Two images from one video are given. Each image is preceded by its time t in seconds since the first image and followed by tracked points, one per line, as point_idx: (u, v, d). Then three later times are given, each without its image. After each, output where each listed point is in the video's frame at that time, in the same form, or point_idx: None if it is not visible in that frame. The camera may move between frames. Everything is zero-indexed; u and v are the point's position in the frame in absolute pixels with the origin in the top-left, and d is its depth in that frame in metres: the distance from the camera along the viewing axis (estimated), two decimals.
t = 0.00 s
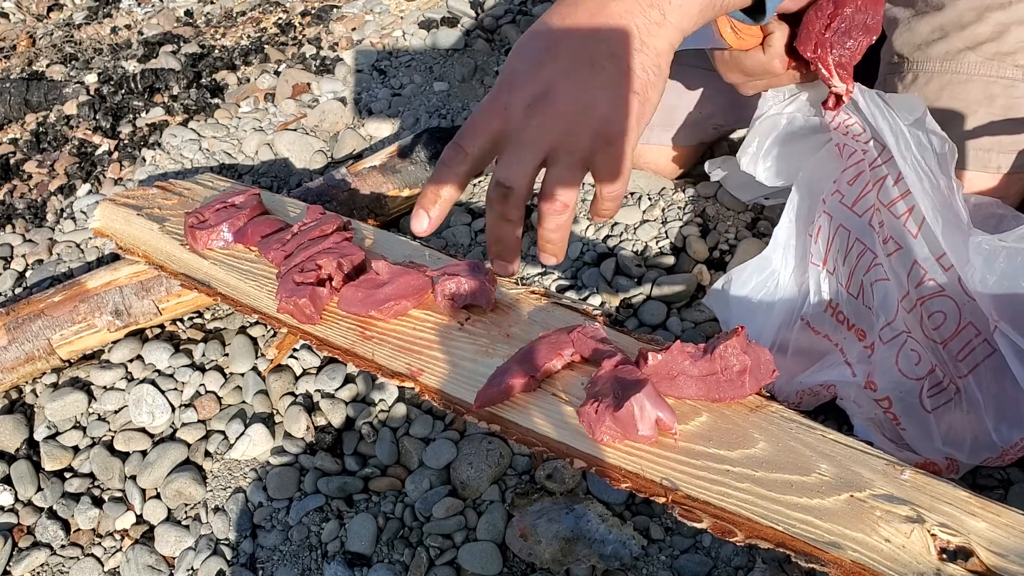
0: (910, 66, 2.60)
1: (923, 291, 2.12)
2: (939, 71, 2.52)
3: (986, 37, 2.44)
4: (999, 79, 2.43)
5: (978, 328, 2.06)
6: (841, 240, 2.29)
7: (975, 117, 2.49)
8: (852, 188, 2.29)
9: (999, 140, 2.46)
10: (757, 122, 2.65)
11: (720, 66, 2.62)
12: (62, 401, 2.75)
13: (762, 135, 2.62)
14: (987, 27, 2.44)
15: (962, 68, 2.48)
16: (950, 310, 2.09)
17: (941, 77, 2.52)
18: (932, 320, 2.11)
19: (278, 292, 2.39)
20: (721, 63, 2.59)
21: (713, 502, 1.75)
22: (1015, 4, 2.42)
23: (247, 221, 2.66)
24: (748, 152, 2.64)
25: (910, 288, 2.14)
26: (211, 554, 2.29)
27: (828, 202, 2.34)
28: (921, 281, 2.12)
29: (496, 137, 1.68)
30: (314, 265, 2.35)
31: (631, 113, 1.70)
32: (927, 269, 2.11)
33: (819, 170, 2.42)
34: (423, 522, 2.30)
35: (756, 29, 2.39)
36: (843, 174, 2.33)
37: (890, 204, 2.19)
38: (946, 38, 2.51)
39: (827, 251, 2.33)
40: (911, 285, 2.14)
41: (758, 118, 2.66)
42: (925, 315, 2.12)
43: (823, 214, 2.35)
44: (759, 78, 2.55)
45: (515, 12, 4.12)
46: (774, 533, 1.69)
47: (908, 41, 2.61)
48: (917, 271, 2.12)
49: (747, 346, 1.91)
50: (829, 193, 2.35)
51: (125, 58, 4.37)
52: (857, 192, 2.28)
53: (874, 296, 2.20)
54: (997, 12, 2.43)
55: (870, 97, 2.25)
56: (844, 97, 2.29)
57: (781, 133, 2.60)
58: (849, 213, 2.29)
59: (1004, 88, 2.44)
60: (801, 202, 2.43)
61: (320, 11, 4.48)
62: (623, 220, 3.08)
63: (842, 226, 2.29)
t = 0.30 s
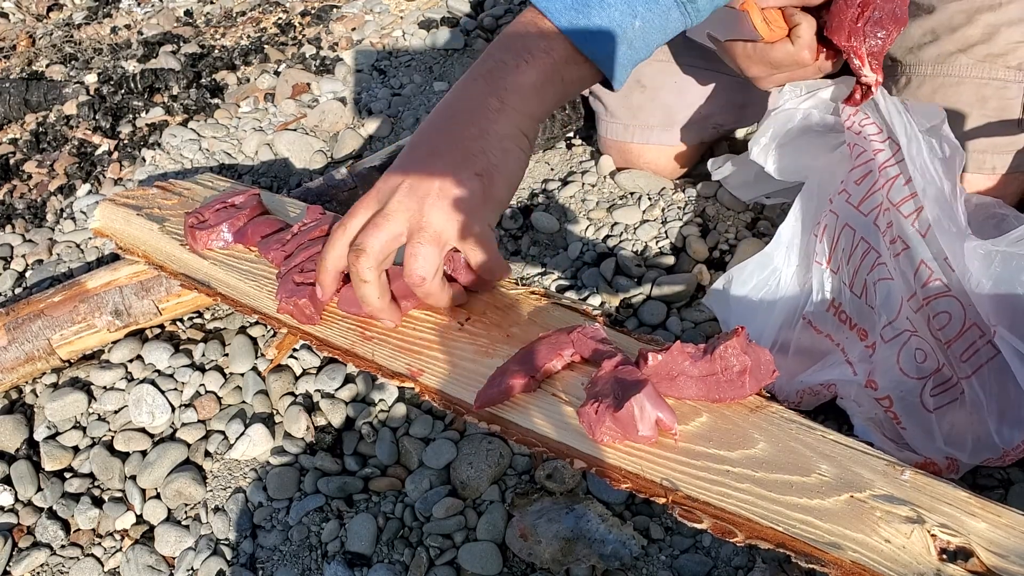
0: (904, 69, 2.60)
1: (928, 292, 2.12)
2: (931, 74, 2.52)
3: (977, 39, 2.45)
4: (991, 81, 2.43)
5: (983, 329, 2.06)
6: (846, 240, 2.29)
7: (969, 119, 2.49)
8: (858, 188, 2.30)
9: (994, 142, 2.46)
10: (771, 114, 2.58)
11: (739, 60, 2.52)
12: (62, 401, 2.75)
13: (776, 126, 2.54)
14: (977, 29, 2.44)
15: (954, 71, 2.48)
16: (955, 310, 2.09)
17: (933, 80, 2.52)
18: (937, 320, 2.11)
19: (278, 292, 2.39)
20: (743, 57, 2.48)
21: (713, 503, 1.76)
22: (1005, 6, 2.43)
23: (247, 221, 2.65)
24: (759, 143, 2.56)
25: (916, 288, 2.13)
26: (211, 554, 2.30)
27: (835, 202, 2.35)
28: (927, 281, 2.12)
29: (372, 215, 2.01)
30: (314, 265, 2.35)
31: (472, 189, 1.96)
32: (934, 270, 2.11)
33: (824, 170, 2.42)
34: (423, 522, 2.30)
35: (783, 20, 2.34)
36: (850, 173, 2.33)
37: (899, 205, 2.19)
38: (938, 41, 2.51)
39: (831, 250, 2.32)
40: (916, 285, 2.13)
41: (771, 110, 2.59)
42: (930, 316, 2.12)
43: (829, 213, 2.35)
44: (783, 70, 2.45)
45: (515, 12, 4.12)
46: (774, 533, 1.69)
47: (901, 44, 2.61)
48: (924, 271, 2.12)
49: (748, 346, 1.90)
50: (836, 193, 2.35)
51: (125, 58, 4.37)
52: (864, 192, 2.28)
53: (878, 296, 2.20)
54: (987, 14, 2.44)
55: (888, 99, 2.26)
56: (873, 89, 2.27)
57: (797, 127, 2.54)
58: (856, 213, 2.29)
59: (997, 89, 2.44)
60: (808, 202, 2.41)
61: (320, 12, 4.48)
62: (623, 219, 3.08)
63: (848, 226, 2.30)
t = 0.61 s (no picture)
0: (901, 70, 2.59)
1: (927, 291, 2.12)
2: (927, 75, 2.52)
3: (972, 40, 2.44)
4: (987, 80, 2.43)
5: (981, 329, 2.07)
6: (845, 240, 2.29)
7: (967, 119, 2.49)
8: (856, 188, 2.29)
9: (992, 141, 2.46)
10: (766, 112, 2.57)
11: (733, 52, 2.52)
12: (62, 401, 2.75)
13: (770, 126, 2.54)
14: (972, 29, 2.44)
15: (949, 71, 2.48)
16: (954, 310, 2.09)
17: (930, 81, 2.51)
18: (935, 320, 2.11)
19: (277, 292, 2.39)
20: (738, 48, 2.48)
21: (713, 502, 1.76)
22: (1000, 6, 2.43)
23: (247, 221, 2.66)
24: (755, 143, 2.56)
25: (914, 288, 2.14)
26: (211, 554, 2.30)
27: (832, 201, 2.34)
28: (926, 280, 2.12)
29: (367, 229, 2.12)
30: (313, 264, 2.34)
31: (467, 208, 2.10)
32: (932, 269, 2.11)
33: (822, 169, 2.41)
34: (423, 521, 2.30)
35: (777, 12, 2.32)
36: (848, 173, 2.33)
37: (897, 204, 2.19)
38: (934, 41, 2.50)
39: (829, 249, 2.32)
40: (915, 284, 2.13)
41: (766, 107, 2.58)
42: (929, 316, 2.12)
43: (826, 212, 2.35)
44: (778, 62, 2.46)
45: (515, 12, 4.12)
46: (774, 532, 1.69)
47: (897, 45, 2.61)
48: (922, 270, 2.12)
49: (748, 346, 1.90)
50: (832, 192, 2.35)
51: (124, 58, 4.37)
52: (862, 192, 2.28)
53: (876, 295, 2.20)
54: (981, 15, 2.43)
55: (884, 96, 2.23)
56: (867, 83, 2.26)
57: (792, 123, 2.53)
58: (854, 212, 2.29)
59: (993, 89, 2.43)
60: (806, 201, 2.41)
61: (320, 11, 4.48)
62: (622, 219, 3.08)
63: (846, 225, 2.29)
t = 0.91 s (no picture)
0: (900, 71, 2.60)
1: (926, 291, 2.12)
2: (927, 76, 2.52)
3: (972, 40, 2.45)
4: (986, 81, 2.44)
5: (981, 329, 2.07)
6: (844, 240, 2.29)
7: (967, 119, 2.49)
8: (855, 188, 2.29)
9: (992, 142, 2.46)
10: (763, 115, 2.58)
11: (727, 50, 2.30)
12: (62, 401, 2.75)
13: (767, 128, 2.55)
14: (971, 30, 2.45)
15: (949, 72, 2.48)
16: (953, 310, 2.09)
17: (929, 82, 2.52)
18: (935, 320, 2.11)
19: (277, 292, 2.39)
20: (732, 48, 2.26)
21: (713, 501, 1.76)
22: (999, 6, 2.43)
23: (247, 221, 2.66)
24: (753, 145, 2.57)
25: (914, 288, 2.14)
26: (211, 554, 2.30)
27: (832, 201, 2.34)
28: (924, 281, 2.12)
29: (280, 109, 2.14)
30: (313, 265, 2.35)
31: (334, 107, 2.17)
32: (932, 269, 2.11)
33: (821, 169, 2.41)
34: (423, 521, 2.30)
35: (772, 12, 2.09)
36: (847, 173, 2.32)
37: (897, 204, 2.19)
38: (933, 42, 2.51)
39: (829, 249, 2.32)
40: (914, 284, 2.14)
41: (762, 111, 2.59)
42: (928, 316, 2.12)
43: (825, 213, 2.34)
44: (773, 63, 2.24)
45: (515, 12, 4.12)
46: (774, 532, 1.69)
47: (896, 46, 2.61)
48: (921, 271, 2.13)
49: (747, 345, 1.90)
50: (832, 192, 2.34)
51: (124, 58, 4.37)
52: (861, 192, 2.28)
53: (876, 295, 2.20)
54: (981, 15, 2.44)
55: (881, 98, 2.19)
56: (861, 87, 2.16)
57: (786, 126, 2.54)
58: (854, 212, 2.28)
59: (992, 90, 2.44)
60: (805, 201, 2.41)
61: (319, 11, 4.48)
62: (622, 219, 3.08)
63: (845, 225, 2.29)
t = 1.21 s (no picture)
0: (896, 72, 2.60)
1: (926, 291, 2.12)
2: (923, 78, 2.53)
3: (967, 42, 2.45)
4: (982, 83, 2.44)
5: (981, 329, 2.07)
6: (844, 241, 2.29)
7: (966, 120, 2.49)
8: (855, 188, 2.29)
9: (991, 142, 2.46)
10: (762, 115, 2.57)
11: (724, 47, 2.31)
12: (62, 401, 2.75)
13: (767, 128, 2.53)
14: (967, 32, 2.45)
15: (945, 74, 2.49)
16: (953, 309, 2.09)
17: (926, 84, 2.53)
18: (934, 320, 2.12)
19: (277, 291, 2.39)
20: (730, 44, 2.27)
21: (713, 501, 1.76)
22: (995, 7, 2.42)
23: (247, 221, 2.66)
24: (753, 145, 2.55)
25: (913, 288, 2.14)
26: (211, 554, 2.30)
27: (832, 201, 2.34)
28: (924, 281, 2.13)
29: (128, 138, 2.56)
30: (312, 265, 2.35)
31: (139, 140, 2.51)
32: (931, 269, 2.12)
33: (821, 169, 2.40)
34: (423, 521, 2.30)
35: (770, 9, 2.06)
36: (847, 173, 2.32)
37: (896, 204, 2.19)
38: (929, 44, 2.51)
39: (829, 249, 2.32)
40: (914, 284, 2.14)
41: (761, 111, 2.58)
42: (928, 316, 2.13)
43: (825, 213, 2.34)
44: (770, 60, 2.23)
45: (515, 12, 4.12)
46: (774, 532, 1.69)
47: (892, 47, 2.60)
48: (921, 271, 2.13)
49: (747, 346, 1.90)
50: (833, 192, 2.34)
51: (124, 58, 4.37)
52: (862, 192, 2.28)
53: (876, 295, 2.20)
54: (976, 16, 2.43)
55: (881, 98, 2.20)
56: (861, 89, 2.12)
57: (787, 126, 2.52)
58: (854, 213, 2.29)
59: (989, 91, 2.44)
60: (805, 201, 2.41)
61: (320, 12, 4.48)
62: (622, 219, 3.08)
63: (845, 225, 2.29)
